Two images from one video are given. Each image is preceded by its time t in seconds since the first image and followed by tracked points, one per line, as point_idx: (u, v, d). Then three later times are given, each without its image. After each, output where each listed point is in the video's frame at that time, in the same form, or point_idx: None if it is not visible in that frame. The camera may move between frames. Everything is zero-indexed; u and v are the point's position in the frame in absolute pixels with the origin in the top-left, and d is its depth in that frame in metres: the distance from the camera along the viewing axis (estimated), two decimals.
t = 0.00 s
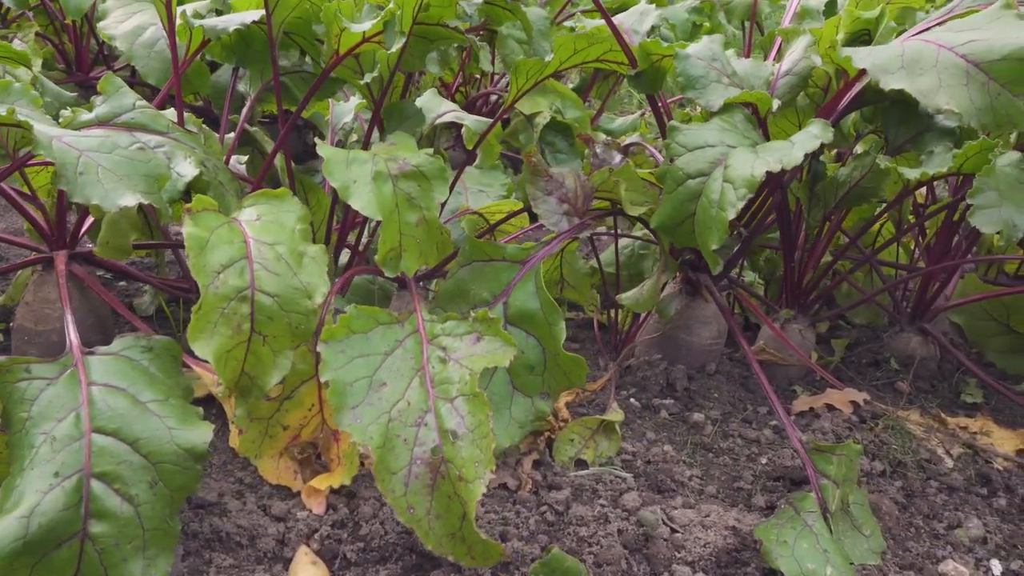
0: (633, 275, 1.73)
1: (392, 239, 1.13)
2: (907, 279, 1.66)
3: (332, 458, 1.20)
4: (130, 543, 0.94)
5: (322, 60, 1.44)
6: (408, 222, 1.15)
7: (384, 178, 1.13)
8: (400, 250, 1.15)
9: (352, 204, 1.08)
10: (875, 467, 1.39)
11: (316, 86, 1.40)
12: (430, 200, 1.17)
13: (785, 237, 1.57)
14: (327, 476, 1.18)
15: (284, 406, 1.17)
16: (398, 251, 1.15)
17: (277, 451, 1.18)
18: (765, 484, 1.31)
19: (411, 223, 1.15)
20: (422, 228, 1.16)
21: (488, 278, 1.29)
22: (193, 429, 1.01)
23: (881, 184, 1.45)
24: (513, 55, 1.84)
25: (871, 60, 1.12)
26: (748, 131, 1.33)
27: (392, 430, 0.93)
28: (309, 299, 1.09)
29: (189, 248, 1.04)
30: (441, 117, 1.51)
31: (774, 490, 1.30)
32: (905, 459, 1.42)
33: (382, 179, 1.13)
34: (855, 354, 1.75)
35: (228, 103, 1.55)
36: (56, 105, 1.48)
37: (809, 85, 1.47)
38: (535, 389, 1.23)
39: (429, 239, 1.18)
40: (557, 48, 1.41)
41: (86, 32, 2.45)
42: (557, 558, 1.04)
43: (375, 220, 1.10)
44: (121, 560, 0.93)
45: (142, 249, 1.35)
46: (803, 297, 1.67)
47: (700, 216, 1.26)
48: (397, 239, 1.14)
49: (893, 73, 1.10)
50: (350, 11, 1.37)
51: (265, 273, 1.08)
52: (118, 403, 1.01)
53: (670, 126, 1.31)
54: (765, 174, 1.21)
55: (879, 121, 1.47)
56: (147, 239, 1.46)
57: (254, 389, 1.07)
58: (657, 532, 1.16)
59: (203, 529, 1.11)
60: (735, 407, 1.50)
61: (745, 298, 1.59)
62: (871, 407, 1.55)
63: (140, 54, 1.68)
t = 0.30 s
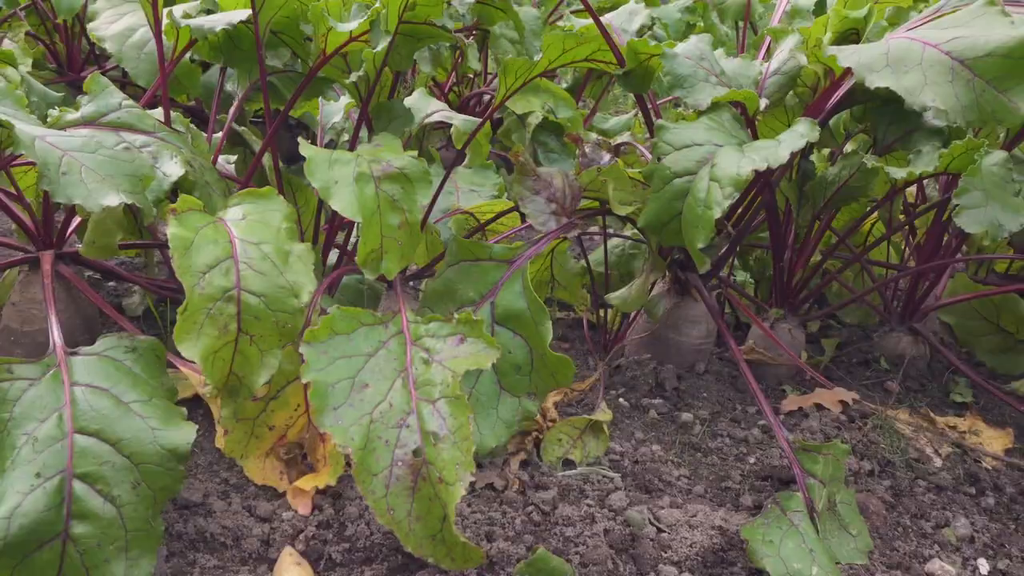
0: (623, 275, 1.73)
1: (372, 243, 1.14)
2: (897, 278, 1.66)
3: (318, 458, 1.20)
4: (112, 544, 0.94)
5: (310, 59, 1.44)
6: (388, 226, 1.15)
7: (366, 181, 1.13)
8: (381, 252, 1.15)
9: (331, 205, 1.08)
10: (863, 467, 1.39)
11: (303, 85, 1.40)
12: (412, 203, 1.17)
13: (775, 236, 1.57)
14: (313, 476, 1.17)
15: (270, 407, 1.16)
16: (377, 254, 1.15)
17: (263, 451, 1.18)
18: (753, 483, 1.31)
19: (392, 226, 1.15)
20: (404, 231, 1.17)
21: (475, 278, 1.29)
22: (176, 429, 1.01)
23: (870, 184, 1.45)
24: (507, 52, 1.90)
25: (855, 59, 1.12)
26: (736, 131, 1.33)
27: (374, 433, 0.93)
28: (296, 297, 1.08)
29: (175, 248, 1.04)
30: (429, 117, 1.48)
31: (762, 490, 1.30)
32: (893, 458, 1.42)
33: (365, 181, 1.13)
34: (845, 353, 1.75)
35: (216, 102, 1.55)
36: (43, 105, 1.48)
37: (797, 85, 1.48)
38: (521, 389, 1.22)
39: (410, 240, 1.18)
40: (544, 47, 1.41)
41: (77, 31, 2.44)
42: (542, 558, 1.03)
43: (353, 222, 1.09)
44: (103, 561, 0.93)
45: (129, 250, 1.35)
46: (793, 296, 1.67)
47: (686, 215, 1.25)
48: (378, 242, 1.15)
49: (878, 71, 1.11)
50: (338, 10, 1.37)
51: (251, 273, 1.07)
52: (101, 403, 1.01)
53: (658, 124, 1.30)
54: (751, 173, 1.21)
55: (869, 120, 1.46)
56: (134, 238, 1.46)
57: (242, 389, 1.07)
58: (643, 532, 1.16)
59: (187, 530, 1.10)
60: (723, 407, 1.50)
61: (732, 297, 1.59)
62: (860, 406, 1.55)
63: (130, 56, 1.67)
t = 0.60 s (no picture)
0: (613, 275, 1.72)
1: (365, 238, 1.13)
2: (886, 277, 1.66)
3: (303, 458, 1.19)
4: (93, 545, 0.93)
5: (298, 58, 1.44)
6: (380, 222, 1.14)
7: (356, 178, 1.12)
8: (373, 251, 1.15)
9: (323, 205, 1.07)
10: (851, 466, 1.39)
11: (291, 84, 1.39)
12: (403, 199, 1.16)
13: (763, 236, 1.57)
14: (299, 476, 1.17)
15: (255, 407, 1.16)
16: (371, 250, 1.14)
17: (249, 452, 1.17)
18: (741, 482, 1.31)
19: (384, 223, 1.14)
20: (395, 228, 1.16)
21: (462, 277, 1.29)
22: (158, 429, 1.01)
23: (858, 182, 1.43)
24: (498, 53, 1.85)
25: (842, 60, 1.12)
26: (723, 130, 1.33)
27: (357, 435, 0.92)
28: (278, 299, 1.08)
29: (156, 248, 1.04)
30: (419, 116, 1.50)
31: (749, 489, 1.30)
32: (882, 458, 1.42)
33: (354, 179, 1.12)
34: (834, 352, 1.75)
35: (204, 102, 1.54)
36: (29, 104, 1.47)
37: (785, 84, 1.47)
38: (508, 389, 1.22)
39: (400, 237, 1.17)
40: (532, 47, 1.41)
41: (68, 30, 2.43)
42: (527, 559, 1.03)
43: (346, 221, 1.09)
44: (84, 562, 0.92)
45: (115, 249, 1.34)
46: (782, 296, 1.67)
47: (674, 214, 1.25)
48: (369, 239, 1.14)
49: (865, 72, 1.10)
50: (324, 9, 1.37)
51: (232, 274, 1.07)
52: (83, 403, 1.00)
53: (645, 123, 1.30)
54: (738, 172, 1.20)
55: (859, 119, 1.44)
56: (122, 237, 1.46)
57: (222, 390, 1.07)
58: (629, 531, 1.16)
59: (171, 530, 1.10)
60: (712, 406, 1.50)
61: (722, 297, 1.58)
62: (849, 406, 1.55)
63: (119, 53, 1.67)
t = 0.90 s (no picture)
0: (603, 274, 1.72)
1: (342, 242, 1.13)
2: (874, 278, 1.66)
3: (289, 458, 1.19)
4: (74, 546, 0.93)
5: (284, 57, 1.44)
6: (358, 224, 1.14)
7: (335, 179, 1.12)
8: (351, 252, 1.15)
9: (299, 204, 1.07)
10: (838, 465, 1.39)
11: (278, 83, 1.39)
12: (383, 202, 1.16)
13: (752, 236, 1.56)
14: (284, 477, 1.16)
15: (240, 407, 1.15)
16: (348, 254, 1.14)
17: (234, 452, 1.17)
18: (728, 482, 1.31)
19: (362, 224, 1.14)
20: (373, 231, 1.16)
21: (448, 277, 1.29)
22: (140, 429, 1.01)
23: (846, 182, 1.43)
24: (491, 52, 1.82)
25: (825, 57, 1.12)
26: (711, 129, 1.33)
27: (340, 434, 0.92)
28: (265, 297, 1.07)
29: (141, 247, 1.03)
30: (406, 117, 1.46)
31: (737, 489, 1.30)
32: (870, 457, 1.42)
33: (333, 180, 1.12)
34: (824, 351, 1.75)
35: (190, 101, 1.54)
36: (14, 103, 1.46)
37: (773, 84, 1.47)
38: (494, 388, 1.22)
39: (379, 239, 1.18)
40: (520, 46, 1.41)
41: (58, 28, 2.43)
42: (512, 558, 1.02)
43: (321, 220, 1.09)
44: (65, 563, 0.92)
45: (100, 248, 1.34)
46: (771, 295, 1.67)
47: (661, 213, 1.25)
48: (347, 241, 1.14)
49: (848, 69, 1.10)
50: (309, 7, 1.37)
51: (219, 272, 1.06)
52: (65, 403, 1.00)
53: (633, 122, 1.30)
54: (724, 172, 1.20)
55: (847, 118, 1.43)
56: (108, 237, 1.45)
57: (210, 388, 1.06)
58: (616, 531, 1.16)
59: (155, 531, 1.09)
60: (701, 406, 1.50)
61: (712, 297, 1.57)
62: (837, 406, 1.55)
63: (107, 54, 1.66)
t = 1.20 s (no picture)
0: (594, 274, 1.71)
1: (335, 238, 1.12)
2: (865, 277, 1.66)
3: (275, 458, 1.20)
4: (57, 547, 0.93)
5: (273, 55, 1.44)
6: (351, 221, 1.13)
7: (325, 177, 1.12)
8: (344, 250, 1.13)
9: (292, 202, 1.06)
10: (827, 465, 1.38)
11: (265, 82, 1.38)
12: (375, 198, 1.15)
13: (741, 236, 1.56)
14: (270, 477, 1.16)
15: (226, 408, 1.15)
16: (341, 251, 1.13)
17: (220, 453, 1.16)
18: (716, 481, 1.31)
19: (355, 221, 1.13)
20: (366, 227, 1.14)
21: (435, 276, 1.29)
22: (124, 429, 1.00)
23: (835, 181, 1.43)
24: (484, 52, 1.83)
25: (810, 56, 1.11)
26: (699, 129, 1.33)
27: (321, 431, 0.92)
28: (247, 298, 1.08)
29: (123, 246, 1.03)
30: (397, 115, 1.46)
31: (725, 489, 1.30)
32: (859, 456, 1.42)
33: (323, 178, 1.11)
34: (815, 351, 1.75)
35: (178, 101, 1.53)
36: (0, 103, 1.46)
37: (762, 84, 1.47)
38: (482, 388, 1.22)
39: (373, 236, 1.16)
40: (509, 45, 1.42)
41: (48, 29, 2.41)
42: (498, 558, 1.02)
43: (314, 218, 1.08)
44: (47, 564, 0.92)
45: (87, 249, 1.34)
46: (761, 295, 1.67)
47: (648, 213, 1.24)
48: (340, 237, 1.13)
49: (831, 69, 1.10)
50: (297, 5, 1.36)
51: (202, 273, 1.06)
52: (48, 403, 0.99)
53: (621, 122, 1.30)
54: (711, 171, 1.21)
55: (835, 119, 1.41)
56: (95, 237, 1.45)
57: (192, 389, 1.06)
58: (602, 531, 1.16)
59: (139, 531, 1.09)
60: (690, 405, 1.50)
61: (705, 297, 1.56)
62: (827, 405, 1.55)
63: (97, 53, 1.65)
